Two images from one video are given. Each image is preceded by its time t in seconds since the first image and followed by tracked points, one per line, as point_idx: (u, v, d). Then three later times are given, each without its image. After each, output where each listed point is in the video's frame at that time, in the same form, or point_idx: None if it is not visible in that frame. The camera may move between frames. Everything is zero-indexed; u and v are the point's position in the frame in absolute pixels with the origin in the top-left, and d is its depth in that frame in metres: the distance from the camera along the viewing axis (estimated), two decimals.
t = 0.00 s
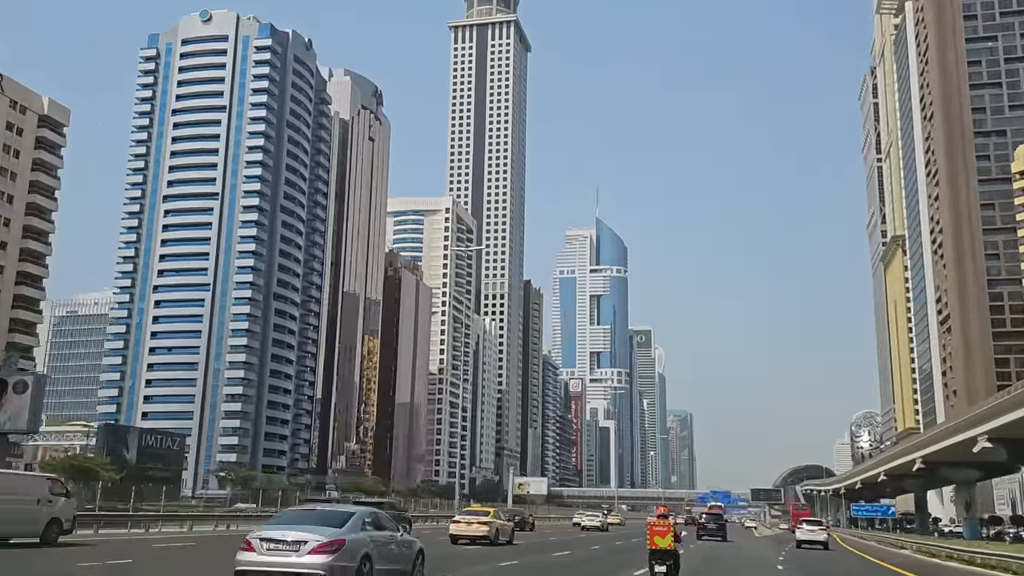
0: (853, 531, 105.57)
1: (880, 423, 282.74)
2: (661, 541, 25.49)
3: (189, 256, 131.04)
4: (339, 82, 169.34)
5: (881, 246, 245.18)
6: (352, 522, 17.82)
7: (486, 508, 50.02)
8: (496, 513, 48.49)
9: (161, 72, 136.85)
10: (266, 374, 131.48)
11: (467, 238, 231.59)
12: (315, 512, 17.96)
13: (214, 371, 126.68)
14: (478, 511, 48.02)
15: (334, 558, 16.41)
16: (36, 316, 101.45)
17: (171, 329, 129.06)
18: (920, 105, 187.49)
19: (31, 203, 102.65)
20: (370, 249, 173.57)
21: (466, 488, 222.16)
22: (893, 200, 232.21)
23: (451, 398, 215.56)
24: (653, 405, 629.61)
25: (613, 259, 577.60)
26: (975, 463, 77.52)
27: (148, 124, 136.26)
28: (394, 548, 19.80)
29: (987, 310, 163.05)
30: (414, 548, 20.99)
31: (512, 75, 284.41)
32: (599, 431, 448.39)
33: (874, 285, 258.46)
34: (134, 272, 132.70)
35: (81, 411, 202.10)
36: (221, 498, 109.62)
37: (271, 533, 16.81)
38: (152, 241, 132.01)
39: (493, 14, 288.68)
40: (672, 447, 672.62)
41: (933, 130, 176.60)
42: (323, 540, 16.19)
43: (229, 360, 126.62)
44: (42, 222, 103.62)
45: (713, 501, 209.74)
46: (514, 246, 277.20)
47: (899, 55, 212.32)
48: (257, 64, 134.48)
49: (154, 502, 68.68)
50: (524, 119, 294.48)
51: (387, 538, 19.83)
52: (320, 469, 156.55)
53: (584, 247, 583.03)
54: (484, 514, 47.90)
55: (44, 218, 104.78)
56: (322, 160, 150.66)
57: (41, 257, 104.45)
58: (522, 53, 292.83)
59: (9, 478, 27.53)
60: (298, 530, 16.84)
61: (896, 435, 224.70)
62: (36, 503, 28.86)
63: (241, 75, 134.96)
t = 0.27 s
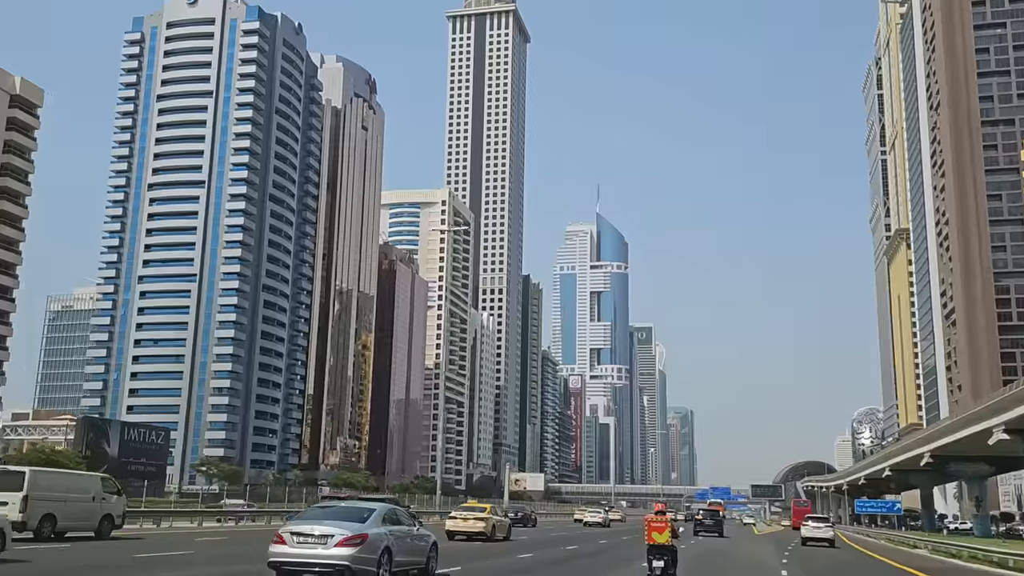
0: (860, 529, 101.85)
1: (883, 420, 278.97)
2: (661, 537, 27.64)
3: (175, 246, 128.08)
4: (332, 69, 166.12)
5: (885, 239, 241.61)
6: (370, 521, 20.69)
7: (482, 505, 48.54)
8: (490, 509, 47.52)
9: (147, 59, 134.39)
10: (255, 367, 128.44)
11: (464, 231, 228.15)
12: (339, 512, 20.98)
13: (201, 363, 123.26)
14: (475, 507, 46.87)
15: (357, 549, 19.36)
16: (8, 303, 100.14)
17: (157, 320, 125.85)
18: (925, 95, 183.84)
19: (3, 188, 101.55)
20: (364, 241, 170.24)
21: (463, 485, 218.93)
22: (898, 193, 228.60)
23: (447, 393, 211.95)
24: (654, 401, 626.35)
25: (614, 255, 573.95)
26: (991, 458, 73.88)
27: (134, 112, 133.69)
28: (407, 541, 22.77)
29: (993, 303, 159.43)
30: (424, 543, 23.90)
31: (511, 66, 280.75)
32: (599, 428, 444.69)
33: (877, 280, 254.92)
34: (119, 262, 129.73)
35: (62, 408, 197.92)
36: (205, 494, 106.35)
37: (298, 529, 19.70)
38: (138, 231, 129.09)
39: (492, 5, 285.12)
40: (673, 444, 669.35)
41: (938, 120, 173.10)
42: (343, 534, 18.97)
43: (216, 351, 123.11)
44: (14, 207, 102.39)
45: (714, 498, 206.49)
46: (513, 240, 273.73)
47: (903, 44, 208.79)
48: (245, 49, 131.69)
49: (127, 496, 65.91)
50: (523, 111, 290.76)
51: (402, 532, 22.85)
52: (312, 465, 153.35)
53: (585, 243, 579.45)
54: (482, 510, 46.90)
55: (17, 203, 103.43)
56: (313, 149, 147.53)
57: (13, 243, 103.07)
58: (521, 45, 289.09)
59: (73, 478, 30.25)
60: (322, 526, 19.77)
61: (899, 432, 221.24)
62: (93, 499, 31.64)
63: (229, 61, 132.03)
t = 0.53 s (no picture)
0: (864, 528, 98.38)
1: (886, 418, 275.26)
2: (658, 537, 26.10)
3: (159, 239, 124.60)
4: (323, 59, 162.54)
5: (887, 234, 237.96)
6: (389, 521, 23.61)
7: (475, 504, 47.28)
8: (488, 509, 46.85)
9: (131, 47, 130.84)
10: (242, 363, 125.02)
11: (459, 226, 224.47)
12: (362, 510, 24.03)
13: (185, 359, 119.86)
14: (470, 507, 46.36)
15: (375, 546, 22.24)
16: None
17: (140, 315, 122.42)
18: (928, 86, 180.13)
19: None
20: (356, 235, 166.47)
21: (458, 484, 215.42)
22: (900, 186, 224.92)
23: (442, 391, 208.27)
24: (654, 400, 622.66)
25: (614, 252, 570.40)
26: (1003, 454, 70.59)
27: (117, 102, 130.14)
28: (420, 540, 25.60)
29: (999, 297, 155.79)
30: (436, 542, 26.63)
31: (508, 60, 276.89)
32: (598, 426, 440.94)
33: (879, 275, 251.40)
34: (101, 256, 126.33)
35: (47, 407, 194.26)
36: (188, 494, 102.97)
37: (323, 527, 22.67)
38: (121, 223, 125.66)
39: None
40: (673, 442, 666.06)
41: (942, 110, 169.45)
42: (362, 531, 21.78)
43: (200, 347, 119.69)
44: None
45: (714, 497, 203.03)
46: (510, 236, 270.11)
47: (906, 34, 204.95)
48: (231, 37, 128.12)
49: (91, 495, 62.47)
50: (520, 105, 286.88)
51: (416, 531, 25.65)
52: (302, 464, 149.85)
53: (584, 241, 575.69)
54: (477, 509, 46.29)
55: None
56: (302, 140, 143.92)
57: None
58: (518, 38, 285.18)
59: (119, 481, 33.48)
60: (346, 524, 22.73)
61: (902, 429, 217.71)
62: (138, 500, 34.87)
63: (215, 48, 128.49)
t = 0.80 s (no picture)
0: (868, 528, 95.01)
1: (888, 416, 271.62)
2: (655, 535, 26.14)
3: (143, 231, 121.36)
4: (314, 48, 159.41)
5: (890, 230, 234.45)
6: (408, 519, 25.25)
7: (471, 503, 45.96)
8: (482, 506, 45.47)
9: (115, 34, 127.59)
10: (228, 359, 121.80)
11: (454, 221, 221.01)
12: (382, 507, 25.60)
13: (169, 353, 116.65)
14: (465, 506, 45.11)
15: (391, 542, 23.78)
16: None
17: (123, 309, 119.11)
18: (933, 78, 176.55)
19: None
20: (348, 229, 162.83)
21: (454, 482, 211.98)
22: (903, 181, 221.50)
23: (437, 388, 204.77)
24: (653, 399, 618.98)
25: (613, 250, 567.03)
26: (1014, 449, 67.44)
27: (100, 89, 126.80)
28: (432, 537, 27.07)
29: (1005, 291, 152.29)
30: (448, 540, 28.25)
31: (505, 54, 273.41)
32: (598, 426, 436.57)
33: (881, 272, 248.06)
34: (83, 248, 122.92)
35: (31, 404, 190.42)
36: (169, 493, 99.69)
37: (347, 522, 24.26)
38: (103, 214, 122.32)
39: None
40: (673, 442, 662.57)
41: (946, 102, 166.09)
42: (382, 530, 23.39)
43: (184, 341, 116.49)
44: None
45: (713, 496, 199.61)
46: (507, 231, 266.75)
47: (909, 26, 201.45)
48: (217, 23, 124.94)
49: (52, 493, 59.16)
50: (517, 100, 283.41)
51: (430, 528, 27.26)
52: (291, 462, 146.29)
53: (584, 238, 572.40)
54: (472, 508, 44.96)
55: None
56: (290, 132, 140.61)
57: None
58: (515, 32, 281.88)
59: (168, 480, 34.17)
60: (370, 520, 24.36)
61: (905, 428, 214.21)
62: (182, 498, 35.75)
63: (201, 35, 125.33)
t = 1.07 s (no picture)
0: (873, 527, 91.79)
1: (890, 414, 268.14)
2: (651, 531, 25.21)
3: (126, 223, 118.32)
4: (304, 38, 156.26)
5: (892, 225, 230.97)
6: (419, 518, 27.18)
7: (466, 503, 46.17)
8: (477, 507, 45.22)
9: (98, 21, 124.27)
10: (213, 354, 118.72)
11: (450, 216, 217.48)
12: (395, 507, 27.46)
13: (152, 348, 113.57)
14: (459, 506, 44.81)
15: (406, 539, 25.72)
16: None
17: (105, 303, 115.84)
18: (936, 68, 172.97)
19: None
20: (340, 223, 159.55)
21: (450, 481, 208.63)
22: (906, 175, 217.99)
23: (432, 386, 201.37)
24: (653, 397, 615.19)
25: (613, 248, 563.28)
26: None
27: (82, 78, 123.41)
28: (443, 535, 28.84)
29: (1012, 285, 148.73)
30: (459, 538, 29.90)
31: (502, 48, 269.83)
32: (597, 424, 433.33)
33: (883, 267, 244.56)
34: (65, 241, 119.56)
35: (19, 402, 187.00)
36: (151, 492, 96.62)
37: (362, 520, 26.27)
38: (85, 206, 118.97)
39: None
40: (673, 440, 658.92)
41: (951, 92, 162.51)
42: (395, 527, 25.33)
43: (168, 336, 113.38)
44: None
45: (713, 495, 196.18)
46: (505, 227, 263.44)
47: (912, 17, 197.86)
48: (202, 10, 121.75)
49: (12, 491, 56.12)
50: (514, 94, 279.82)
51: (441, 526, 28.96)
52: (281, 461, 143.36)
53: (583, 236, 568.61)
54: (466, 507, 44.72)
55: None
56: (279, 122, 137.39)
57: None
58: (513, 25, 278.35)
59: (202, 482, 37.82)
60: (383, 518, 26.39)
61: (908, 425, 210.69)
62: (214, 499, 39.44)
63: (186, 22, 122.20)
